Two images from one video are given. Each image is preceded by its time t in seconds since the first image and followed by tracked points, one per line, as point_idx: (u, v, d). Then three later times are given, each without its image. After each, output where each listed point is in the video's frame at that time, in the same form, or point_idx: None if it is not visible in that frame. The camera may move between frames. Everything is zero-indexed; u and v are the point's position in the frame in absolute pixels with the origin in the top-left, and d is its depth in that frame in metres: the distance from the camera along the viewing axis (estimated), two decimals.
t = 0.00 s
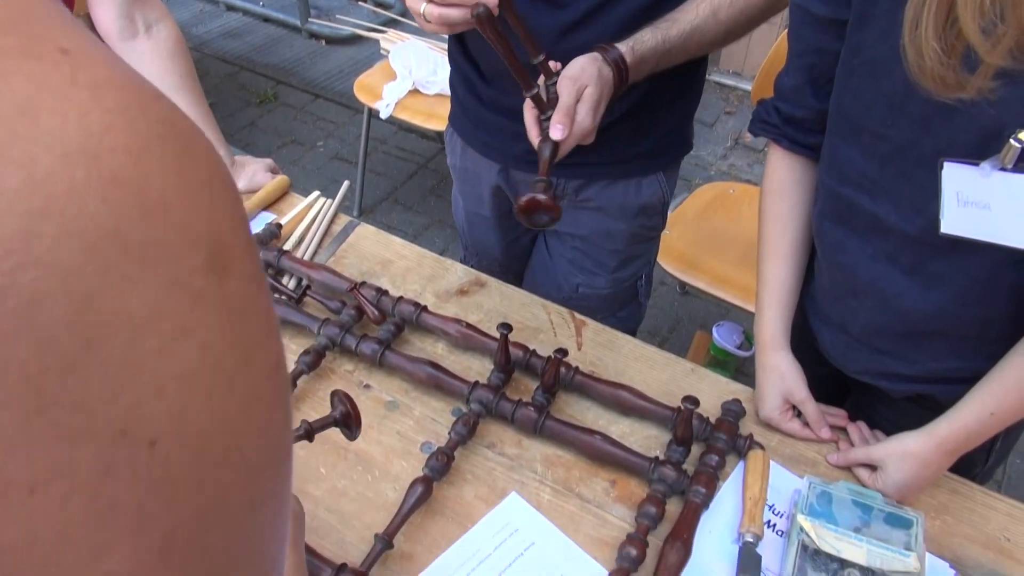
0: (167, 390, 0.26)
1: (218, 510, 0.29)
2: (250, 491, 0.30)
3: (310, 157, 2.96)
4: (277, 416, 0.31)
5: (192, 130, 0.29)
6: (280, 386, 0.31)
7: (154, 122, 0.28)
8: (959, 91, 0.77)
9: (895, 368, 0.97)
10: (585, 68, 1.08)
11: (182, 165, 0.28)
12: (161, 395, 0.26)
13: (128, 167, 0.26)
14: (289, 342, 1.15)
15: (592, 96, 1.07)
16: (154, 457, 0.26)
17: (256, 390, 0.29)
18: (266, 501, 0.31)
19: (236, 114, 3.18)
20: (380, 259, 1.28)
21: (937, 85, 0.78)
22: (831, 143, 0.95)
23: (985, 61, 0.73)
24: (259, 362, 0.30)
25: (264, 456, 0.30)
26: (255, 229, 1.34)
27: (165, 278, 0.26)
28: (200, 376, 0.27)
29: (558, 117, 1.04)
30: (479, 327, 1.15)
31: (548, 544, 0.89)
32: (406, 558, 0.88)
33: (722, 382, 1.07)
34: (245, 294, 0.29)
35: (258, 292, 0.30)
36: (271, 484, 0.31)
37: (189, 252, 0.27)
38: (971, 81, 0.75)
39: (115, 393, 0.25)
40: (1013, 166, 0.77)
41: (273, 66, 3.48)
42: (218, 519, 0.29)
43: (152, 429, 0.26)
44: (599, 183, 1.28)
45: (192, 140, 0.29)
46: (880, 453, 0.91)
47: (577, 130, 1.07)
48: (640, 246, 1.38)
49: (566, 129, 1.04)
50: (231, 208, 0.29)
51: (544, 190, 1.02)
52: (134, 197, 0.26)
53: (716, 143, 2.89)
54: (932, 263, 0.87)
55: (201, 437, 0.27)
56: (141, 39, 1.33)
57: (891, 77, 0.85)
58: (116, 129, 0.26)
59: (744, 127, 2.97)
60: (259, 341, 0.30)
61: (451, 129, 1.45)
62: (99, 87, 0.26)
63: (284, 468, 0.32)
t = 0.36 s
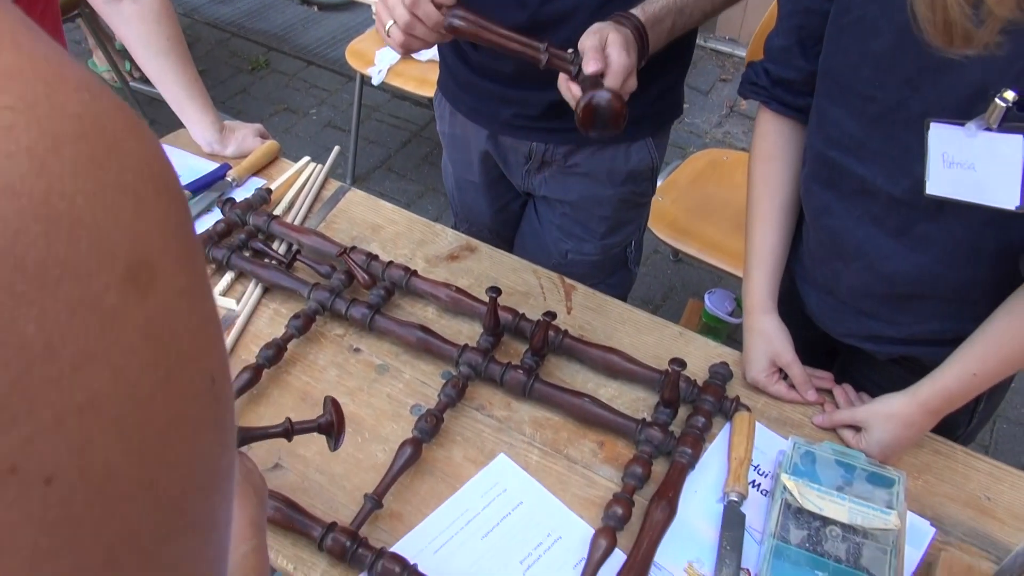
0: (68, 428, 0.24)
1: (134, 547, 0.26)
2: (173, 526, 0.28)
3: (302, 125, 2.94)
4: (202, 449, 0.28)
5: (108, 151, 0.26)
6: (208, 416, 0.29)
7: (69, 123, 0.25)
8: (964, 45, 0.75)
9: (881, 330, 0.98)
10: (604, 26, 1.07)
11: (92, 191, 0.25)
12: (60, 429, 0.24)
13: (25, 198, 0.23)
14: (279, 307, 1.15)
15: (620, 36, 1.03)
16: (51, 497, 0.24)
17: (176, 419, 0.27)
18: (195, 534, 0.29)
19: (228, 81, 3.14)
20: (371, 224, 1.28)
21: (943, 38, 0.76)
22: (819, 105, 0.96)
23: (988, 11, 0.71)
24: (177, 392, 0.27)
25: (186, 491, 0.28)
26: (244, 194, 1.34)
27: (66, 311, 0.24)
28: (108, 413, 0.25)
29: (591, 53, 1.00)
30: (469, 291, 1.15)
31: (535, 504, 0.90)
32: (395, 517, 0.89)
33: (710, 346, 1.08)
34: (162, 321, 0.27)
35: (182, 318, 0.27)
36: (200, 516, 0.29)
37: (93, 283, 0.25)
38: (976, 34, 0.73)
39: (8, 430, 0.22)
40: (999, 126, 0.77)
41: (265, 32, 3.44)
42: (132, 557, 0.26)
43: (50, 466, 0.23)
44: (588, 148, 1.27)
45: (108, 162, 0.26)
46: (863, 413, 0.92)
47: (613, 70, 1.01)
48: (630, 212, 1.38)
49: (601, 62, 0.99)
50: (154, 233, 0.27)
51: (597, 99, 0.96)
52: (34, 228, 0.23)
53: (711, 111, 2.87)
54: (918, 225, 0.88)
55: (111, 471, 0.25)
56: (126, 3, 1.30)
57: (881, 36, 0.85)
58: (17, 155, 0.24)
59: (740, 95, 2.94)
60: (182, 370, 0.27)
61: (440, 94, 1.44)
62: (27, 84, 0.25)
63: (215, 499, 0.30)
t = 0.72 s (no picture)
0: (73, 379, 0.24)
1: (139, 498, 0.27)
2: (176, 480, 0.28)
3: (303, 97, 2.92)
4: (203, 405, 0.29)
5: (106, 119, 0.27)
6: (206, 373, 0.29)
7: (69, 90, 0.26)
8: (977, 10, 0.71)
9: (878, 298, 0.99)
10: None
11: (89, 155, 0.26)
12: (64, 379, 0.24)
13: (24, 158, 0.24)
14: (282, 276, 1.16)
15: None
16: (58, 443, 0.24)
17: (177, 374, 0.27)
18: (199, 488, 0.29)
19: (229, 53, 3.12)
20: (372, 194, 1.29)
21: None
22: (819, 73, 0.95)
23: None
24: (177, 349, 0.27)
25: (188, 445, 0.28)
26: (245, 164, 1.34)
27: (66, 268, 0.24)
28: (111, 367, 0.25)
29: None
30: (470, 260, 1.16)
31: (536, 469, 0.92)
32: (398, 482, 0.90)
33: (710, 314, 1.08)
34: (160, 280, 0.27)
35: (180, 278, 0.28)
36: (201, 471, 0.29)
37: (92, 241, 0.25)
38: None
39: (15, 381, 0.23)
40: (998, 92, 0.77)
41: (264, 3, 3.41)
42: (138, 508, 0.27)
43: (56, 416, 0.24)
44: (588, 118, 1.27)
45: (106, 125, 0.27)
46: (861, 379, 0.93)
47: None
48: (631, 182, 1.38)
49: None
50: (153, 198, 0.27)
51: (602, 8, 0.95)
52: (36, 193, 0.24)
53: (715, 82, 2.85)
54: (917, 191, 0.88)
55: (113, 422, 0.25)
56: None
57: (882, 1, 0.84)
58: (17, 121, 0.24)
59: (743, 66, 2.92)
60: (181, 328, 0.28)
61: (441, 63, 1.44)
62: (25, 55, 0.25)
63: (215, 455, 0.30)
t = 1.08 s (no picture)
0: (118, 354, 0.24)
1: (180, 476, 0.26)
2: (212, 460, 0.28)
3: (308, 91, 2.93)
4: (237, 386, 0.28)
5: (148, 106, 0.26)
6: (240, 355, 0.29)
7: (112, 79, 0.26)
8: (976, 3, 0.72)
9: (879, 289, 1.00)
10: None
11: (131, 138, 0.25)
12: (109, 353, 0.24)
13: (74, 135, 0.24)
14: (288, 268, 1.17)
15: None
16: (103, 413, 0.24)
17: (215, 355, 0.27)
18: (232, 470, 0.29)
19: (233, 47, 3.13)
20: (377, 187, 1.29)
21: None
22: (821, 65, 0.96)
23: None
24: (216, 330, 0.27)
25: (225, 425, 0.28)
26: (250, 158, 1.35)
27: (112, 244, 0.24)
28: (155, 344, 0.25)
29: None
30: (474, 253, 1.17)
31: (539, 460, 0.92)
32: (403, 472, 0.91)
33: (713, 307, 1.09)
34: (200, 261, 0.27)
35: (218, 262, 0.27)
36: (234, 453, 0.29)
37: (136, 220, 0.25)
38: None
39: (64, 354, 0.23)
40: (999, 82, 0.77)
41: None
42: (179, 486, 0.26)
43: (102, 387, 0.23)
44: (591, 112, 1.28)
45: (149, 108, 0.26)
46: (861, 371, 0.94)
47: None
48: (634, 176, 1.39)
49: None
50: (192, 184, 0.27)
51: None
52: (84, 173, 0.24)
53: (718, 76, 2.85)
54: (918, 182, 0.88)
55: (155, 399, 0.25)
56: None
57: None
58: (71, 109, 0.24)
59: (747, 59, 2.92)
60: (218, 309, 0.27)
61: (445, 57, 1.44)
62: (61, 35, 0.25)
63: (247, 440, 0.30)
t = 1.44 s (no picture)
0: (111, 332, 0.24)
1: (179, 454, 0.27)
2: (211, 440, 0.28)
3: (307, 91, 2.93)
4: (233, 368, 0.29)
5: (139, 92, 0.27)
6: (235, 335, 0.29)
7: (104, 65, 0.26)
8: None
9: (876, 286, 1.00)
10: None
11: (125, 123, 0.26)
12: (103, 332, 0.24)
13: (66, 121, 0.24)
14: (286, 266, 1.17)
15: None
16: (98, 391, 0.24)
17: (208, 336, 0.27)
18: (230, 453, 0.29)
19: (233, 47, 3.13)
20: (375, 185, 1.30)
21: None
22: (817, 63, 0.96)
23: None
24: (209, 309, 0.27)
25: (220, 406, 0.28)
26: (249, 156, 1.36)
27: (105, 226, 0.24)
28: (150, 324, 0.25)
29: None
30: (472, 250, 1.17)
31: (537, 456, 0.93)
32: (402, 469, 0.92)
33: (710, 304, 1.10)
34: (192, 243, 0.27)
35: (210, 244, 0.28)
36: (233, 434, 0.29)
37: (127, 201, 0.25)
38: None
39: (58, 333, 0.23)
40: (993, 79, 0.78)
41: None
42: (178, 466, 0.27)
43: (96, 365, 0.24)
44: (590, 110, 1.28)
45: (140, 95, 0.27)
46: (859, 367, 0.94)
47: None
48: (632, 174, 1.39)
49: None
50: (185, 168, 0.28)
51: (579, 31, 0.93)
52: (76, 156, 0.24)
53: (717, 75, 2.85)
54: (914, 179, 0.89)
55: (150, 378, 0.25)
56: None
57: None
58: (62, 93, 0.24)
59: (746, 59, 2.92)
60: (211, 290, 0.28)
61: (443, 56, 1.44)
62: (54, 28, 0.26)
63: (245, 422, 0.30)
